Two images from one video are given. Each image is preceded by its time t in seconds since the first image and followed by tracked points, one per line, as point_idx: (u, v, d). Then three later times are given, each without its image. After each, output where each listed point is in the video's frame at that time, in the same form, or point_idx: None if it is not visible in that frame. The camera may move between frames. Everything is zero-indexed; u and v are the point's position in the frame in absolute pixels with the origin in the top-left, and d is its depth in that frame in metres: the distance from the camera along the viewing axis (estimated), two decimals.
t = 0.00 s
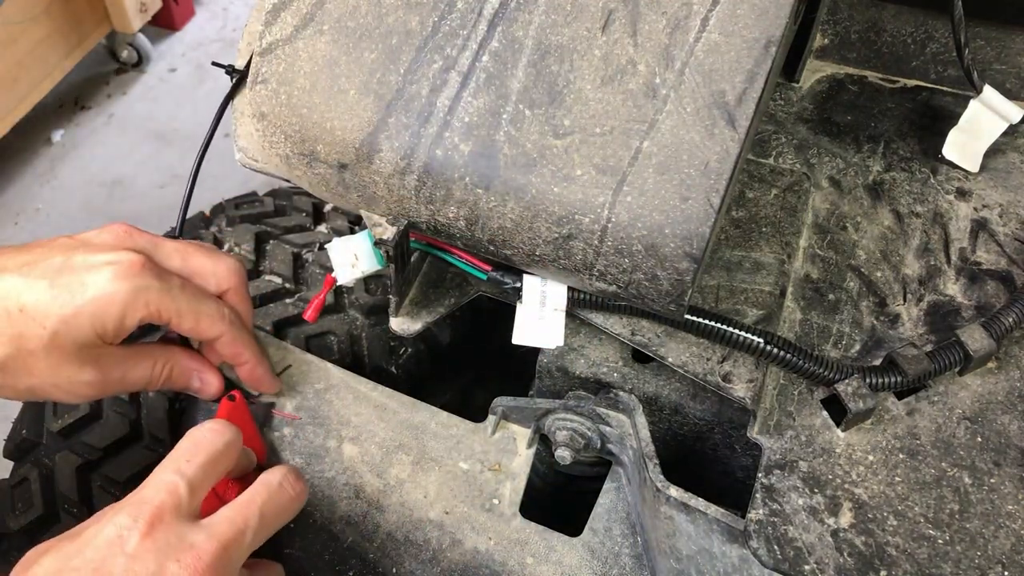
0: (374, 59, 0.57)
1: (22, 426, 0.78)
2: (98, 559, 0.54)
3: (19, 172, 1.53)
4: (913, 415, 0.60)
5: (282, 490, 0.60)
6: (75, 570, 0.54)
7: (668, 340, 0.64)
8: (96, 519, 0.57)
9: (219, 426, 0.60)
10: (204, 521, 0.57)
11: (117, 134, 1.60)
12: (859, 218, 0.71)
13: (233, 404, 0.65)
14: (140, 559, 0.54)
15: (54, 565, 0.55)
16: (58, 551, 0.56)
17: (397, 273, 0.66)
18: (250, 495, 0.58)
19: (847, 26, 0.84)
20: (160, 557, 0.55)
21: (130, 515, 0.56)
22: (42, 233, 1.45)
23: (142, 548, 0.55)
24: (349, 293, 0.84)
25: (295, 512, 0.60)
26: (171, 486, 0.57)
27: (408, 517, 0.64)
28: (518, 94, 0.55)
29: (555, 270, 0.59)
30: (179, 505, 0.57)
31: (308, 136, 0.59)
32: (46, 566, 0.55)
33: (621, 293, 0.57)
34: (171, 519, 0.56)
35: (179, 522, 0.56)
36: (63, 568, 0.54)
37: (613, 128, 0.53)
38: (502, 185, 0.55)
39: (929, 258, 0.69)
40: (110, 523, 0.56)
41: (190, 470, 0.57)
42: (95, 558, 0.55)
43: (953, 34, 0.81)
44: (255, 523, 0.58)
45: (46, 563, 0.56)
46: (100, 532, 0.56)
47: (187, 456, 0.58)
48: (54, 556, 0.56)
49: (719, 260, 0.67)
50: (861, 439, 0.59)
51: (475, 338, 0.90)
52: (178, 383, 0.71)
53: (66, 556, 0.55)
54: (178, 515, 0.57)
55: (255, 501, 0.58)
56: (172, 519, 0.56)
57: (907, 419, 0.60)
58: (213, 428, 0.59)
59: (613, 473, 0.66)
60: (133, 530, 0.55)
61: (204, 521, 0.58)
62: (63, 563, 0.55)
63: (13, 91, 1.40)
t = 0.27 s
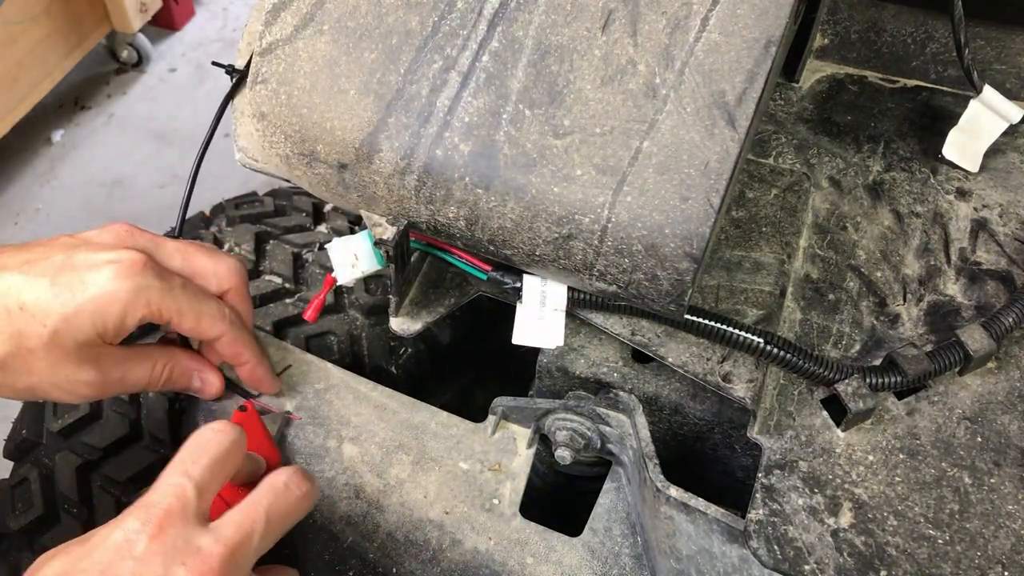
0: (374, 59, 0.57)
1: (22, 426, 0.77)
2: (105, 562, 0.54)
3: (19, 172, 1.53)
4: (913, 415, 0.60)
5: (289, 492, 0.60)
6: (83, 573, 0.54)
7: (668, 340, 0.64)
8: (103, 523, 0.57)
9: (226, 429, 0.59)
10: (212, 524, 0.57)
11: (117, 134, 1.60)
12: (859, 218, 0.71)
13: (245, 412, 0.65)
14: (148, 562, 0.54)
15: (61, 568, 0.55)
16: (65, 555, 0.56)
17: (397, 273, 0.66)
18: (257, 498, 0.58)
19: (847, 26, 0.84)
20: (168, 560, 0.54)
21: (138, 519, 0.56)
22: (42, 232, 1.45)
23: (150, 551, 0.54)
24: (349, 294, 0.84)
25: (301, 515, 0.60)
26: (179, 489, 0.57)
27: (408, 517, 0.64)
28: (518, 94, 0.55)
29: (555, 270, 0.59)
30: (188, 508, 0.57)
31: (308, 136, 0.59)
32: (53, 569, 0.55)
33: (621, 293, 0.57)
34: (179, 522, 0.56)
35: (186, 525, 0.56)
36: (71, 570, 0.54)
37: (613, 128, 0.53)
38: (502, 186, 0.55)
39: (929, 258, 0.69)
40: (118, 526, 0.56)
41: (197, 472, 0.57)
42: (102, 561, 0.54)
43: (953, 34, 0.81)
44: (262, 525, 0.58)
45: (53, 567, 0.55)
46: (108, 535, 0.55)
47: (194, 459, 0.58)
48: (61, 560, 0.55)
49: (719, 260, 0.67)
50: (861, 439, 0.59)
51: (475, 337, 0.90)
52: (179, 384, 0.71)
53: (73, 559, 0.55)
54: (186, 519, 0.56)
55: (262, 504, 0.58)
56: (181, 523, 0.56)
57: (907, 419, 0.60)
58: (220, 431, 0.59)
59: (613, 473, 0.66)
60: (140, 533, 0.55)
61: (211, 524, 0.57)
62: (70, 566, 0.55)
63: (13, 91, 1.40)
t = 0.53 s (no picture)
0: (374, 59, 0.57)
1: (23, 426, 0.77)
2: (100, 561, 0.54)
3: (19, 172, 1.53)
4: (913, 415, 0.60)
5: (280, 484, 0.60)
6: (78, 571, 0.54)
7: (668, 340, 0.64)
8: (97, 522, 0.57)
9: (215, 424, 0.60)
10: (205, 520, 0.57)
11: (117, 134, 1.60)
12: (859, 218, 0.71)
13: (228, 405, 0.66)
14: (143, 559, 0.54)
15: (56, 568, 0.55)
16: (59, 555, 0.56)
17: (397, 272, 0.66)
18: (250, 492, 0.58)
19: (847, 26, 0.84)
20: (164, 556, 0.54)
21: (132, 516, 0.56)
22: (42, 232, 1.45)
23: (145, 547, 0.54)
24: (349, 293, 0.84)
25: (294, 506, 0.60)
26: (171, 485, 0.57)
27: (408, 517, 0.64)
28: (518, 95, 0.55)
29: (556, 270, 0.59)
30: (181, 504, 0.57)
31: (308, 136, 0.59)
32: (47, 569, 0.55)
33: (621, 293, 0.57)
34: (173, 518, 0.56)
35: (180, 521, 0.56)
36: (66, 569, 0.54)
37: (613, 128, 0.53)
38: (502, 186, 0.55)
39: (929, 258, 0.69)
40: (111, 524, 0.56)
41: (189, 468, 0.58)
42: (98, 559, 0.54)
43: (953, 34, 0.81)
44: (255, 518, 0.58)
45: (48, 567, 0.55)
46: (102, 533, 0.55)
47: (185, 455, 0.58)
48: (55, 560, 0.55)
49: (719, 260, 0.67)
50: (861, 439, 0.59)
51: (476, 337, 0.90)
52: (178, 383, 0.71)
53: (68, 558, 0.55)
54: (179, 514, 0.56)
55: (253, 497, 0.58)
56: (174, 518, 0.56)
57: (907, 419, 0.60)
58: (209, 426, 0.59)
59: (613, 473, 0.66)
60: (134, 530, 0.55)
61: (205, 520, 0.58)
62: (66, 565, 0.54)
63: (13, 91, 1.40)
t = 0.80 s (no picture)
0: (374, 59, 0.57)
1: (22, 426, 0.77)
2: (110, 559, 0.54)
3: (19, 172, 1.53)
4: (913, 415, 0.60)
5: (287, 483, 0.60)
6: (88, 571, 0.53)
7: (668, 340, 0.64)
8: (104, 522, 0.57)
9: (221, 423, 0.60)
10: (214, 519, 0.57)
11: (117, 134, 1.60)
12: (859, 218, 0.71)
13: (232, 407, 0.66)
14: (154, 557, 0.54)
15: (64, 567, 0.54)
16: (67, 555, 0.55)
17: (397, 272, 0.66)
18: (258, 491, 0.58)
19: (847, 26, 0.84)
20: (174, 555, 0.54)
21: (141, 514, 0.56)
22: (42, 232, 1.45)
23: (155, 546, 0.54)
24: (349, 294, 0.84)
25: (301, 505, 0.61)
26: (180, 483, 0.57)
27: (408, 517, 0.64)
28: (518, 94, 0.55)
29: (556, 270, 0.59)
30: (190, 503, 0.57)
31: (308, 136, 0.59)
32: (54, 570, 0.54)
33: (621, 293, 0.57)
34: (182, 517, 0.56)
35: (189, 520, 0.56)
36: (75, 568, 0.54)
37: (613, 128, 0.53)
38: (502, 186, 0.55)
39: (929, 258, 0.69)
40: (120, 524, 0.56)
41: (197, 467, 0.58)
42: (107, 558, 0.54)
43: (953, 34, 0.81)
44: (263, 518, 0.58)
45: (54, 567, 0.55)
46: (111, 533, 0.55)
47: (192, 454, 0.58)
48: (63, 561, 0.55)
49: (719, 260, 0.67)
50: (861, 439, 0.59)
51: (475, 337, 0.90)
52: (179, 383, 0.71)
53: (76, 558, 0.54)
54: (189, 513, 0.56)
55: (261, 497, 0.58)
56: (183, 517, 0.56)
57: (907, 418, 0.60)
58: (215, 425, 0.60)
59: (613, 473, 0.66)
60: (144, 529, 0.55)
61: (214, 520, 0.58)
62: (74, 564, 0.54)
63: (12, 90, 1.40)
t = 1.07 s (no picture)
0: (374, 59, 0.57)
1: (22, 425, 0.77)
2: (135, 565, 0.54)
3: (19, 172, 1.53)
4: (913, 415, 0.60)
5: (312, 496, 0.60)
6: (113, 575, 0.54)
7: (668, 340, 0.64)
8: (130, 528, 0.57)
9: (248, 434, 0.59)
10: (239, 528, 0.57)
11: (117, 134, 1.60)
12: (859, 218, 0.71)
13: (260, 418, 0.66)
14: (178, 565, 0.54)
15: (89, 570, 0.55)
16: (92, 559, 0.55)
17: (397, 273, 0.66)
18: (283, 503, 0.58)
19: (847, 26, 0.84)
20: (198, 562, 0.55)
21: (167, 521, 0.56)
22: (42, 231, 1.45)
23: (181, 554, 0.55)
24: (349, 293, 0.84)
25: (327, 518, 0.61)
26: (204, 492, 0.57)
27: (408, 517, 0.64)
28: (518, 94, 0.55)
29: (556, 270, 0.59)
30: (214, 512, 0.57)
31: (308, 136, 0.59)
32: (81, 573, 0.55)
33: (621, 293, 0.57)
34: (207, 526, 0.56)
35: (213, 529, 0.56)
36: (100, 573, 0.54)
37: (613, 128, 0.53)
38: (502, 186, 0.55)
39: (929, 258, 0.69)
40: (147, 530, 0.56)
41: (224, 477, 0.57)
42: (132, 563, 0.54)
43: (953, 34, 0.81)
44: (288, 529, 0.58)
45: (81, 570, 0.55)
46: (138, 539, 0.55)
47: (219, 463, 0.58)
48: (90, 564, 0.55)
49: (719, 260, 0.67)
50: (861, 439, 0.59)
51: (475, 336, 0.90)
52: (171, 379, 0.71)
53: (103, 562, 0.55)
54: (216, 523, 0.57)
55: (286, 508, 0.58)
56: (209, 526, 0.56)
57: (907, 418, 0.60)
58: (243, 435, 0.59)
59: (613, 473, 0.66)
60: (169, 536, 0.55)
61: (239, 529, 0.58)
62: (99, 568, 0.54)
63: (13, 90, 1.40)
